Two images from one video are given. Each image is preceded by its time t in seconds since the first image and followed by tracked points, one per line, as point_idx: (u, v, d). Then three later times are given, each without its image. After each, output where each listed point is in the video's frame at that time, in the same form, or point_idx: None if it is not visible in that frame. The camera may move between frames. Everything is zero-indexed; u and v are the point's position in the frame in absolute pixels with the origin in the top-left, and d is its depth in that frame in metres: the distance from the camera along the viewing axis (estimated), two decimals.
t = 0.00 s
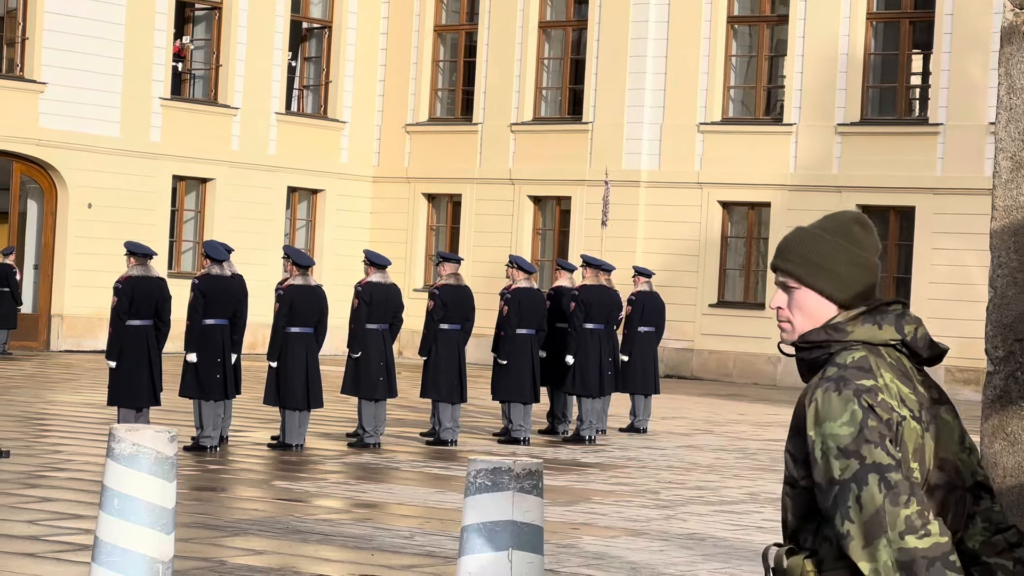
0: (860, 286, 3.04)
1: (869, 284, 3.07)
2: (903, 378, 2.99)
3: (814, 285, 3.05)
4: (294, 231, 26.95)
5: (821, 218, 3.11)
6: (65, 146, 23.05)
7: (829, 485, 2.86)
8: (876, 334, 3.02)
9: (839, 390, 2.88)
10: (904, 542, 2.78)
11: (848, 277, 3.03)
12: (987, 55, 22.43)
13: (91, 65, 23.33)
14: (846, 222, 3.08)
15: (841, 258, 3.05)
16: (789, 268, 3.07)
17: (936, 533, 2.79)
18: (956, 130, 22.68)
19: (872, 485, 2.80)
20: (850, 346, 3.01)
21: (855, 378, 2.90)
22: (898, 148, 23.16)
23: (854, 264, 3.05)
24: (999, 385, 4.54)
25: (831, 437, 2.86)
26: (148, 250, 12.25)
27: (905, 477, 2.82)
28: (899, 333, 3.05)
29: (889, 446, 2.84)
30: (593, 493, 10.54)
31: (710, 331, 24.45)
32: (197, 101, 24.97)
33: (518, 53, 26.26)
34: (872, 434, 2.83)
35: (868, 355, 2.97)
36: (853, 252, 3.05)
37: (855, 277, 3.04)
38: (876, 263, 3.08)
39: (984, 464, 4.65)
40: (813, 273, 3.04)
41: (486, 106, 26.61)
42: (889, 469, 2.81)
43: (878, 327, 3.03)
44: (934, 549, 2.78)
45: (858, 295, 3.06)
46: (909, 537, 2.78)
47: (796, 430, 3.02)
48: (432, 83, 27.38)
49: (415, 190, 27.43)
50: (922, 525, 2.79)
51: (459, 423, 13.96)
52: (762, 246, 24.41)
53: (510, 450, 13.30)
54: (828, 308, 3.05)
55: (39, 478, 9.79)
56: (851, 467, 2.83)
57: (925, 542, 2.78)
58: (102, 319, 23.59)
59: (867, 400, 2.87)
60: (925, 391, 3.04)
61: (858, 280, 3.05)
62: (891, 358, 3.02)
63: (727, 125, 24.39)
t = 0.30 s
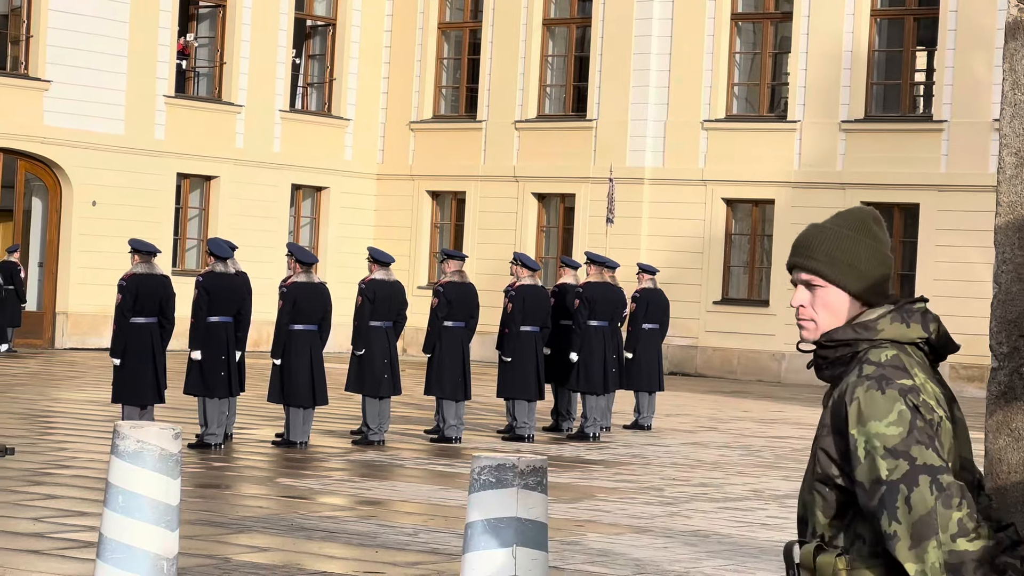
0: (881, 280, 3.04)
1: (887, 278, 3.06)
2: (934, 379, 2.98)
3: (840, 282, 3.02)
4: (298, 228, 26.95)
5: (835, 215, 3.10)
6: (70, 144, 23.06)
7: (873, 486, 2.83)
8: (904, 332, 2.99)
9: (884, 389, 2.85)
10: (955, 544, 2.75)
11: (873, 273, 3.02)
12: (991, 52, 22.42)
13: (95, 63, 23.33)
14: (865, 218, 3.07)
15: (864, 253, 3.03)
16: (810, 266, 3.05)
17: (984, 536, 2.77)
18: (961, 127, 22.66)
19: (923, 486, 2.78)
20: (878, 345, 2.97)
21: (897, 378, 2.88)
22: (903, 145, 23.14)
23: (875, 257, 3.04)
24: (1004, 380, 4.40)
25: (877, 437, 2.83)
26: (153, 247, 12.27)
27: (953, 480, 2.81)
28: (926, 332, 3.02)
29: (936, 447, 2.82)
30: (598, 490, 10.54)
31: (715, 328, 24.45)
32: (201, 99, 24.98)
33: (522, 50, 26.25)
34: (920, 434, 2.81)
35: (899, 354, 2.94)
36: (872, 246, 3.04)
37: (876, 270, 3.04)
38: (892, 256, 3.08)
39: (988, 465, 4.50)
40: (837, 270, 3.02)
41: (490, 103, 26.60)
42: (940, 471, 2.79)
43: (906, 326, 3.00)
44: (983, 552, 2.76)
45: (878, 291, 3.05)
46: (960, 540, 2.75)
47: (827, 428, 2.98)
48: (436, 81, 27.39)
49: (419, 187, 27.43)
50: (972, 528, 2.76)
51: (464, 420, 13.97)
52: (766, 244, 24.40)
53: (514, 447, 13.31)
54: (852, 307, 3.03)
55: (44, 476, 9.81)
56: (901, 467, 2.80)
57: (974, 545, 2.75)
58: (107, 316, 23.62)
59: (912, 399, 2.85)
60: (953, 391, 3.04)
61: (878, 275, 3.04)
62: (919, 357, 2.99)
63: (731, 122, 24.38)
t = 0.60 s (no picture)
0: (902, 278, 3.03)
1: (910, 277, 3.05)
2: (950, 380, 2.97)
3: (855, 276, 3.03)
4: (302, 224, 26.92)
5: (866, 208, 3.10)
6: (74, 141, 23.09)
7: (874, 485, 2.85)
8: (920, 331, 2.98)
9: (890, 389, 2.87)
10: (948, 550, 2.76)
11: (890, 267, 3.02)
12: (994, 47, 22.41)
13: (98, 59, 23.34)
14: (886, 214, 3.07)
15: (881, 248, 3.03)
16: (828, 260, 3.07)
17: (980, 545, 2.78)
18: (964, 123, 22.65)
19: (921, 490, 2.80)
20: (893, 342, 2.97)
21: (906, 379, 2.88)
22: (905, 141, 23.14)
23: (897, 254, 3.04)
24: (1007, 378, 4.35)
25: (880, 436, 2.85)
26: (156, 244, 12.27)
27: (953, 486, 2.81)
28: (943, 333, 3.00)
29: (939, 452, 2.83)
30: (601, 487, 10.54)
31: (718, 324, 24.45)
32: (204, 96, 24.99)
33: (524, 47, 26.26)
34: (923, 438, 2.82)
35: (915, 353, 2.94)
36: (894, 242, 3.04)
37: (898, 266, 3.03)
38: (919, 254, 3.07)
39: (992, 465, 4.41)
40: (853, 263, 3.03)
41: (493, 100, 26.60)
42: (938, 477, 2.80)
43: (923, 325, 2.99)
44: (978, 559, 2.76)
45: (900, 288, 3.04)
46: (953, 546, 2.76)
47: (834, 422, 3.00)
48: (439, 78, 27.41)
49: (422, 184, 27.46)
50: (968, 536, 2.78)
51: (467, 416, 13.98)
52: (770, 240, 24.40)
53: (517, 443, 13.31)
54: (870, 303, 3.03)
55: (47, 472, 9.81)
56: (902, 469, 2.82)
57: (968, 552, 2.77)
58: (110, 313, 23.62)
59: (919, 402, 2.85)
60: (966, 393, 3.03)
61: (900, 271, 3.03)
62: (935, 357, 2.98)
63: (734, 118, 24.39)
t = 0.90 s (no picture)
0: (904, 282, 3.04)
1: (918, 279, 3.06)
2: (944, 377, 2.99)
3: (855, 275, 3.07)
4: (304, 223, 26.92)
5: (882, 206, 3.09)
6: (77, 140, 23.09)
7: (847, 477, 2.92)
8: (922, 328, 3.02)
9: (869, 384, 2.92)
10: (909, 545, 2.82)
11: (888, 269, 3.03)
12: (997, 45, 22.41)
13: (100, 59, 23.33)
14: (898, 211, 3.04)
15: (885, 248, 3.04)
16: (842, 252, 3.10)
17: (942, 541, 2.82)
18: (967, 120, 22.65)
19: (885, 485, 2.85)
20: (895, 338, 3.02)
21: (888, 374, 2.93)
22: (907, 138, 23.14)
23: (899, 258, 3.04)
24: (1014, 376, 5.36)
25: (855, 430, 2.91)
26: (159, 243, 12.28)
27: (923, 481, 2.86)
28: (946, 331, 3.04)
29: (910, 447, 2.87)
30: (604, 485, 10.54)
31: (720, 322, 24.46)
32: (206, 95, 24.99)
33: (527, 46, 26.24)
34: (893, 433, 2.87)
35: (909, 351, 2.98)
36: (898, 247, 3.04)
37: (899, 272, 3.04)
38: (928, 258, 3.05)
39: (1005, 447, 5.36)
40: (854, 266, 3.06)
41: (495, 98, 26.59)
42: (904, 472, 2.85)
43: (925, 322, 3.03)
44: (939, 556, 2.80)
45: (906, 288, 3.06)
46: (914, 542, 2.82)
47: (827, 416, 3.07)
48: (441, 76, 27.38)
49: (425, 182, 27.47)
50: (928, 532, 2.82)
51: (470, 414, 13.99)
52: (772, 238, 24.41)
53: (520, 442, 13.31)
54: (876, 299, 3.08)
55: (50, 471, 9.82)
56: (870, 464, 2.88)
57: (930, 549, 2.81)
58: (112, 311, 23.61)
59: (895, 398, 2.90)
60: (966, 393, 3.04)
61: (902, 277, 3.04)
62: (934, 355, 3.02)
63: (736, 117, 24.39)
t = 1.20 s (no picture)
0: (898, 281, 3.10)
1: (914, 277, 3.11)
2: (943, 372, 3.05)
3: (855, 278, 3.16)
4: (305, 222, 26.94)
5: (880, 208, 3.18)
6: (79, 140, 23.11)
7: (844, 468, 3.00)
8: (921, 324, 3.08)
9: (864, 376, 2.99)
10: (903, 534, 2.89)
11: (879, 270, 3.10)
12: (998, 43, 22.42)
13: (103, 58, 23.36)
14: (892, 213, 3.11)
15: (880, 252, 3.11)
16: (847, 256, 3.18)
17: (935, 531, 2.88)
18: (968, 118, 22.65)
19: (879, 475, 2.93)
20: (895, 334, 3.08)
21: (884, 367, 3.00)
22: (908, 137, 23.15)
23: (890, 258, 3.11)
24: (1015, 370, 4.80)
25: (851, 423, 2.99)
26: (161, 243, 12.28)
27: (916, 472, 2.93)
28: (946, 327, 3.10)
29: (905, 438, 2.94)
30: (605, 483, 10.55)
31: (721, 321, 24.46)
32: (208, 94, 25.01)
33: (528, 44, 26.24)
34: (886, 424, 2.94)
35: (909, 346, 3.05)
36: (888, 246, 3.11)
37: (892, 271, 3.11)
38: (922, 257, 3.11)
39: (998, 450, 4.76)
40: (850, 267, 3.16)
41: (496, 97, 26.59)
42: (897, 461, 2.92)
43: (924, 318, 3.09)
44: (933, 546, 2.87)
45: (904, 285, 3.12)
46: (907, 532, 2.89)
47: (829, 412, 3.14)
48: (442, 75, 27.36)
49: (426, 180, 27.47)
50: (922, 521, 2.89)
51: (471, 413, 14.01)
52: (773, 236, 24.40)
53: (521, 440, 13.32)
54: (876, 298, 3.14)
55: (52, 470, 9.83)
56: (864, 455, 2.95)
57: (923, 538, 2.88)
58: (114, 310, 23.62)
59: (889, 390, 2.97)
60: (970, 386, 3.09)
61: (895, 275, 3.11)
62: (935, 350, 3.07)
63: (737, 115, 24.39)
